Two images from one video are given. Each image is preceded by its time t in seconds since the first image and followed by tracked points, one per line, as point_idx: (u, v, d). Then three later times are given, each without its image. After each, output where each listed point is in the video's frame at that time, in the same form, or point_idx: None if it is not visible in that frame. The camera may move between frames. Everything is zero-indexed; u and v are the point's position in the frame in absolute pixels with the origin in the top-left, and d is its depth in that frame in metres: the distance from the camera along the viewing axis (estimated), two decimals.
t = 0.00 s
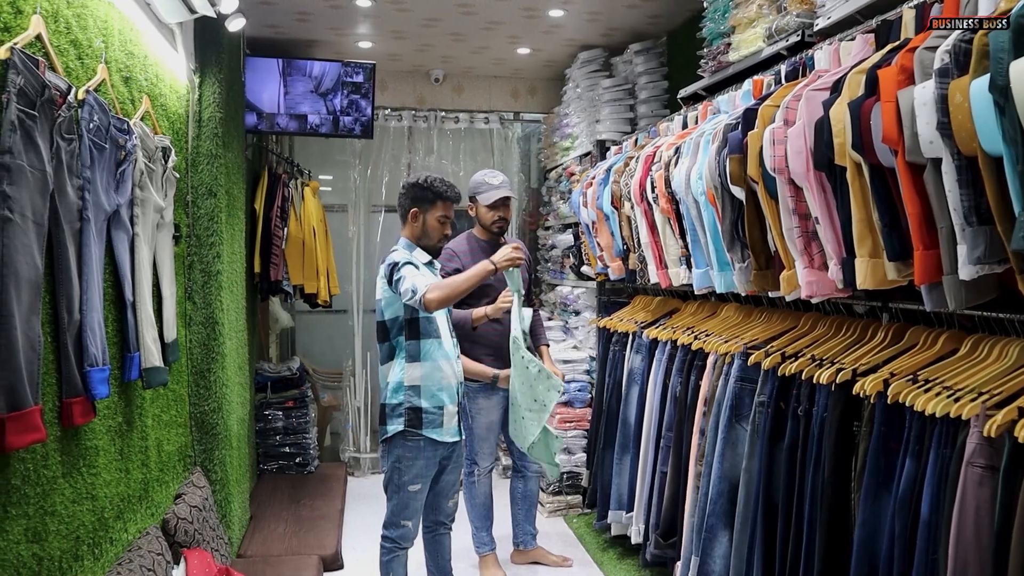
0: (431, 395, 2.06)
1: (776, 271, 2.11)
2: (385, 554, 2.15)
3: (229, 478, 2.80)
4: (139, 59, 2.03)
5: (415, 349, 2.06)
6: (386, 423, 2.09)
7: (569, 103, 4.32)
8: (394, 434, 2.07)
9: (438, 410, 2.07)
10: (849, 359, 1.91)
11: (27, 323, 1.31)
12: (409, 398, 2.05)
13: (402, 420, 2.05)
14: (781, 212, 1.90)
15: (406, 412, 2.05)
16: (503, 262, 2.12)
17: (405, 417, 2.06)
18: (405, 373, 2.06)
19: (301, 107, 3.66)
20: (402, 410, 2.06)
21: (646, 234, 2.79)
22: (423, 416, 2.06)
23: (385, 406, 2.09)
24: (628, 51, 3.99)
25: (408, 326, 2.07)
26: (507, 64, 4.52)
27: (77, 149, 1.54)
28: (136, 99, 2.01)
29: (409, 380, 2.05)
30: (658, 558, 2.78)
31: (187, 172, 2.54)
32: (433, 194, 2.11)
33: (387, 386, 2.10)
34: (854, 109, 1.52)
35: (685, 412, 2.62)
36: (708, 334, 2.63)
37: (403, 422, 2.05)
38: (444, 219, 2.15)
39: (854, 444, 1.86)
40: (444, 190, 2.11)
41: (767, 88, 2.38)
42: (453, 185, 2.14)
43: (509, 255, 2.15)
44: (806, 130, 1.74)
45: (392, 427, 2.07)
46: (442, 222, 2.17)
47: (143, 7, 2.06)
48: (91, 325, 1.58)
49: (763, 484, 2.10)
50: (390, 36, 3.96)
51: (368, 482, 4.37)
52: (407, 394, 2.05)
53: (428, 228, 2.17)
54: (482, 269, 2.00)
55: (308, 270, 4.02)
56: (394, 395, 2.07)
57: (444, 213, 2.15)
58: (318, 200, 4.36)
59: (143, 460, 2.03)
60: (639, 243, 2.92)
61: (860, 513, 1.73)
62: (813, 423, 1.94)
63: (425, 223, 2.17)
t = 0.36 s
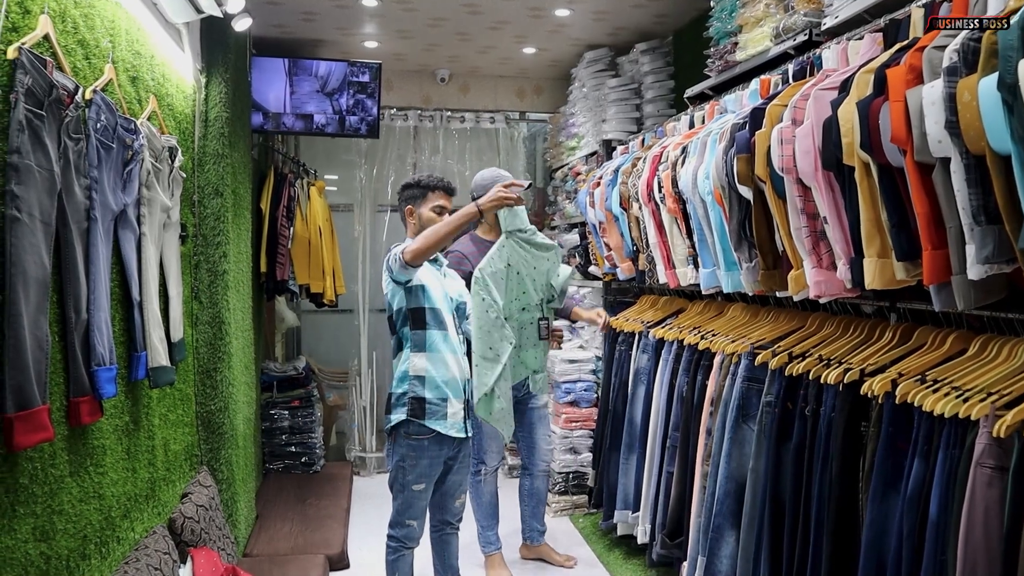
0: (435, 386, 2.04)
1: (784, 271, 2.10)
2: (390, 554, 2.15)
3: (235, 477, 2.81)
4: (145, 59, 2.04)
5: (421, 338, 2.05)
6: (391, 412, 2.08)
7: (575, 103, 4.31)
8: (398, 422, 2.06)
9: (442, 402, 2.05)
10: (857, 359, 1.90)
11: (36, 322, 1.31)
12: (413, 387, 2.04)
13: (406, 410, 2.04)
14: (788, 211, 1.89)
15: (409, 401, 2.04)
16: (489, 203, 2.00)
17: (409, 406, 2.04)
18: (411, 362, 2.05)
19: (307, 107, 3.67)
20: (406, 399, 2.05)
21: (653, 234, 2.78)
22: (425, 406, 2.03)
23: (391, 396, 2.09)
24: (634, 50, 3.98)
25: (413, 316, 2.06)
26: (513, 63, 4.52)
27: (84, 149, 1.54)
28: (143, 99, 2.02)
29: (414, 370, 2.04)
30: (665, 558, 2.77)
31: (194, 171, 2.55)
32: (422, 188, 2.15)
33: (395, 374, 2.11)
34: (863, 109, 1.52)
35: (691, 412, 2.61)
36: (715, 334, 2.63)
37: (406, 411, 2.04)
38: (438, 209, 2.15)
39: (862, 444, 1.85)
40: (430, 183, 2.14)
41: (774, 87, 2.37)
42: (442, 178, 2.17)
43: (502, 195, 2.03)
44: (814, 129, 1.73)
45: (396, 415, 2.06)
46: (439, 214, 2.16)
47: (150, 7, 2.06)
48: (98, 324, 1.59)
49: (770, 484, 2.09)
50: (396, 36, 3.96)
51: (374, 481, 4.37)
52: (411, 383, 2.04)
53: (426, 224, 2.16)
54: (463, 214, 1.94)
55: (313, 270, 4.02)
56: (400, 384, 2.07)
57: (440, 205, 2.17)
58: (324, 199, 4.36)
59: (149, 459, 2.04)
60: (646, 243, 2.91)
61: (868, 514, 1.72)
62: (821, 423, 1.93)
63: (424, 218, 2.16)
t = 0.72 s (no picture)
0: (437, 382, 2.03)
1: (793, 270, 2.09)
2: (397, 552, 2.15)
3: (243, 476, 2.82)
4: (154, 59, 2.05)
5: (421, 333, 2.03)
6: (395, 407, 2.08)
7: (582, 102, 4.31)
8: (401, 417, 2.05)
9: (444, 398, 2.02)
10: (867, 359, 1.89)
11: (44, 321, 1.32)
12: (415, 382, 2.04)
13: (407, 404, 2.03)
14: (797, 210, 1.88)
15: (411, 396, 2.03)
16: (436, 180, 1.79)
17: (410, 401, 2.03)
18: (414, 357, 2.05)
19: (315, 106, 3.68)
20: (408, 394, 2.04)
21: (661, 233, 2.77)
22: (426, 402, 2.02)
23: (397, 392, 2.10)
24: (642, 49, 3.97)
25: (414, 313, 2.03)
26: (521, 63, 4.52)
27: (93, 148, 1.55)
28: (151, 98, 2.02)
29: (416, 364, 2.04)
30: (673, 558, 2.76)
31: (203, 171, 2.55)
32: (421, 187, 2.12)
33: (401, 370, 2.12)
34: (872, 106, 1.50)
35: (700, 411, 2.60)
36: (723, 334, 2.61)
37: (408, 406, 2.03)
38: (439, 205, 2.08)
39: (872, 444, 1.84)
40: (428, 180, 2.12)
41: (783, 85, 2.36)
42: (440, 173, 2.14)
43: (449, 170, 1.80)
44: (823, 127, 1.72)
45: (399, 410, 2.06)
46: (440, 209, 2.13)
47: (158, 7, 2.07)
48: (107, 323, 1.59)
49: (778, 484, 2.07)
50: (403, 35, 3.96)
51: (382, 480, 4.38)
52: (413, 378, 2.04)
53: (430, 221, 2.13)
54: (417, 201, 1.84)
55: (321, 270, 4.04)
56: (403, 379, 2.08)
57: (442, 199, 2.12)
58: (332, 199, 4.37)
59: (158, 458, 2.04)
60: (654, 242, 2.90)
61: (877, 513, 1.71)
62: (830, 423, 1.92)
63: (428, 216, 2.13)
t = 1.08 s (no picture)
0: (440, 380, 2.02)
1: (800, 268, 2.07)
2: (402, 550, 2.15)
3: (250, 474, 2.82)
4: (161, 57, 2.05)
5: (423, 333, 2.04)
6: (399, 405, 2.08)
7: (589, 100, 4.30)
8: (405, 415, 2.05)
9: (447, 397, 2.02)
10: (875, 357, 1.87)
11: (50, 318, 1.32)
12: (418, 380, 2.04)
13: (409, 403, 2.03)
14: (805, 207, 1.86)
15: (414, 395, 2.03)
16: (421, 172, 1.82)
17: (413, 399, 2.03)
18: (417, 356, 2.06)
19: (322, 105, 3.68)
20: (411, 392, 2.05)
21: (667, 231, 2.75)
22: (429, 400, 2.01)
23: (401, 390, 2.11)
24: (649, 47, 3.96)
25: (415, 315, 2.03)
26: (528, 61, 4.51)
27: (100, 146, 1.55)
28: (158, 96, 2.03)
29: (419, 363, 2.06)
30: (680, 558, 2.75)
31: (210, 169, 2.56)
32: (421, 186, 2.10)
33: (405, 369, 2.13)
34: (880, 102, 1.49)
35: (707, 410, 2.59)
36: (730, 333, 2.60)
37: (410, 405, 2.03)
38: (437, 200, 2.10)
39: (880, 442, 1.83)
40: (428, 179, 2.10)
41: (790, 82, 2.35)
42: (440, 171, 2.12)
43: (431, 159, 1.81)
44: (831, 123, 1.71)
45: (402, 408, 2.06)
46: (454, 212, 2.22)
47: (165, 5, 2.07)
48: (113, 320, 1.60)
49: (785, 483, 2.06)
50: (410, 34, 3.97)
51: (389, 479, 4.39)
52: (416, 376, 2.05)
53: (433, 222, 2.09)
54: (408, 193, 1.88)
55: (329, 269, 4.04)
56: (407, 377, 2.08)
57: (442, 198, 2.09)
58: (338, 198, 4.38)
59: (164, 455, 2.05)
60: (660, 240, 2.90)
61: (885, 513, 1.70)
62: (838, 421, 1.90)
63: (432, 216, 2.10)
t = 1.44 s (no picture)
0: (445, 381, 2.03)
1: (808, 268, 2.06)
2: (408, 550, 2.15)
3: (257, 473, 2.84)
4: (169, 58, 2.06)
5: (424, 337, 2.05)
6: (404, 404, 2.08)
7: (597, 100, 4.29)
8: (411, 415, 2.05)
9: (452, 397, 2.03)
10: (883, 357, 1.86)
11: (58, 318, 1.33)
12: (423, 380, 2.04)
13: (415, 402, 2.04)
14: (812, 206, 1.85)
15: (419, 394, 2.04)
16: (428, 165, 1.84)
17: (418, 399, 2.04)
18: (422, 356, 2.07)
19: (330, 105, 3.70)
20: (416, 392, 2.05)
21: (675, 231, 2.74)
22: (434, 400, 2.02)
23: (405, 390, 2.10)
24: (657, 47, 3.96)
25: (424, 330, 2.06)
26: (536, 61, 4.51)
27: (108, 146, 1.56)
28: (166, 97, 2.04)
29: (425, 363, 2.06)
30: (687, 558, 2.74)
31: (218, 169, 2.58)
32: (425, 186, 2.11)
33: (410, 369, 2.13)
34: (888, 101, 1.48)
35: (714, 410, 2.58)
36: (737, 333, 2.59)
37: (416, 404, 2.04)
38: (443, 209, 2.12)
39: (888, 443, 1.81)
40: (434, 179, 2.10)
41: (798, 81, 2.33)
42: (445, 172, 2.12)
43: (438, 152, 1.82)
44: (839, 123, 1.70)
45: (407, 408, 2.06)
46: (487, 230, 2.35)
47: (173, 5, 2.09)
48: (121, 320, 1.61)
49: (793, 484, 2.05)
50: (418, 34, 3.97)
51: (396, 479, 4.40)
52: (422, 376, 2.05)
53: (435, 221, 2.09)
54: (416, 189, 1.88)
55: (337, 268, 4.05)
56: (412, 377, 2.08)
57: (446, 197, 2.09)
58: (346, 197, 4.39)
59: (172, 454, 2.06)
60: (668, 240, 2.89)
61: (893, 514, 1.69)
62: (846, 422, 1.89)
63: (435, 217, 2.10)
